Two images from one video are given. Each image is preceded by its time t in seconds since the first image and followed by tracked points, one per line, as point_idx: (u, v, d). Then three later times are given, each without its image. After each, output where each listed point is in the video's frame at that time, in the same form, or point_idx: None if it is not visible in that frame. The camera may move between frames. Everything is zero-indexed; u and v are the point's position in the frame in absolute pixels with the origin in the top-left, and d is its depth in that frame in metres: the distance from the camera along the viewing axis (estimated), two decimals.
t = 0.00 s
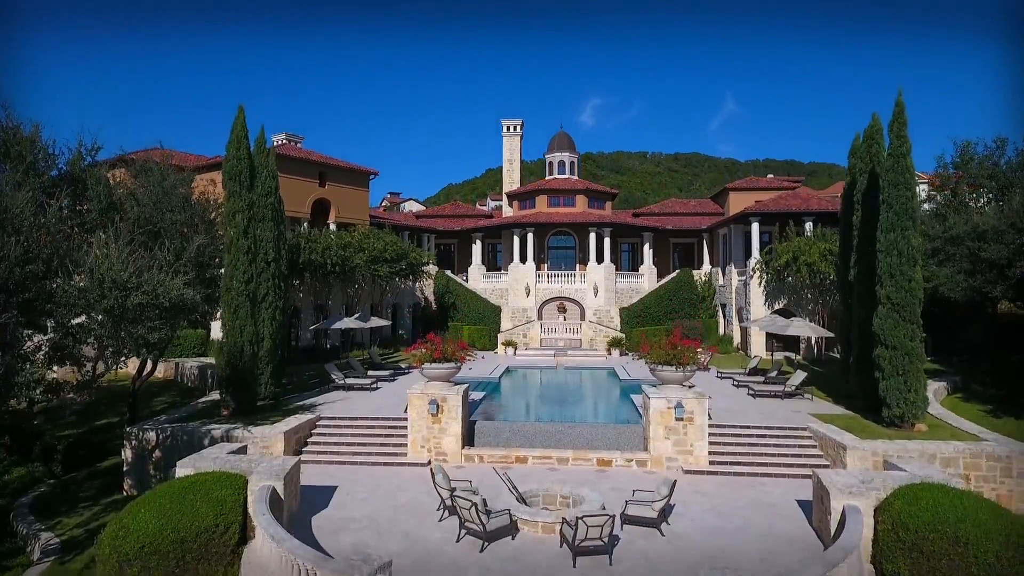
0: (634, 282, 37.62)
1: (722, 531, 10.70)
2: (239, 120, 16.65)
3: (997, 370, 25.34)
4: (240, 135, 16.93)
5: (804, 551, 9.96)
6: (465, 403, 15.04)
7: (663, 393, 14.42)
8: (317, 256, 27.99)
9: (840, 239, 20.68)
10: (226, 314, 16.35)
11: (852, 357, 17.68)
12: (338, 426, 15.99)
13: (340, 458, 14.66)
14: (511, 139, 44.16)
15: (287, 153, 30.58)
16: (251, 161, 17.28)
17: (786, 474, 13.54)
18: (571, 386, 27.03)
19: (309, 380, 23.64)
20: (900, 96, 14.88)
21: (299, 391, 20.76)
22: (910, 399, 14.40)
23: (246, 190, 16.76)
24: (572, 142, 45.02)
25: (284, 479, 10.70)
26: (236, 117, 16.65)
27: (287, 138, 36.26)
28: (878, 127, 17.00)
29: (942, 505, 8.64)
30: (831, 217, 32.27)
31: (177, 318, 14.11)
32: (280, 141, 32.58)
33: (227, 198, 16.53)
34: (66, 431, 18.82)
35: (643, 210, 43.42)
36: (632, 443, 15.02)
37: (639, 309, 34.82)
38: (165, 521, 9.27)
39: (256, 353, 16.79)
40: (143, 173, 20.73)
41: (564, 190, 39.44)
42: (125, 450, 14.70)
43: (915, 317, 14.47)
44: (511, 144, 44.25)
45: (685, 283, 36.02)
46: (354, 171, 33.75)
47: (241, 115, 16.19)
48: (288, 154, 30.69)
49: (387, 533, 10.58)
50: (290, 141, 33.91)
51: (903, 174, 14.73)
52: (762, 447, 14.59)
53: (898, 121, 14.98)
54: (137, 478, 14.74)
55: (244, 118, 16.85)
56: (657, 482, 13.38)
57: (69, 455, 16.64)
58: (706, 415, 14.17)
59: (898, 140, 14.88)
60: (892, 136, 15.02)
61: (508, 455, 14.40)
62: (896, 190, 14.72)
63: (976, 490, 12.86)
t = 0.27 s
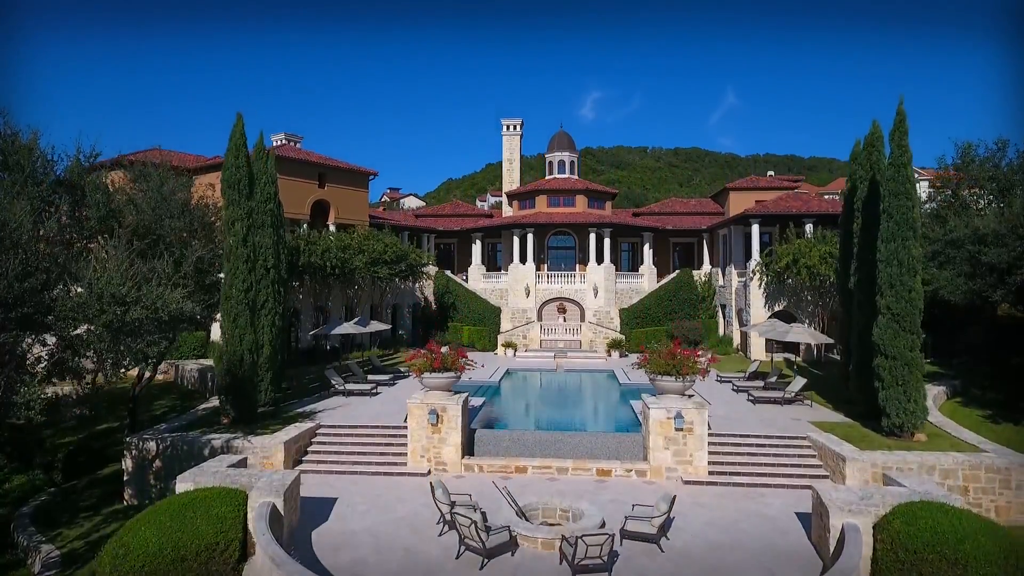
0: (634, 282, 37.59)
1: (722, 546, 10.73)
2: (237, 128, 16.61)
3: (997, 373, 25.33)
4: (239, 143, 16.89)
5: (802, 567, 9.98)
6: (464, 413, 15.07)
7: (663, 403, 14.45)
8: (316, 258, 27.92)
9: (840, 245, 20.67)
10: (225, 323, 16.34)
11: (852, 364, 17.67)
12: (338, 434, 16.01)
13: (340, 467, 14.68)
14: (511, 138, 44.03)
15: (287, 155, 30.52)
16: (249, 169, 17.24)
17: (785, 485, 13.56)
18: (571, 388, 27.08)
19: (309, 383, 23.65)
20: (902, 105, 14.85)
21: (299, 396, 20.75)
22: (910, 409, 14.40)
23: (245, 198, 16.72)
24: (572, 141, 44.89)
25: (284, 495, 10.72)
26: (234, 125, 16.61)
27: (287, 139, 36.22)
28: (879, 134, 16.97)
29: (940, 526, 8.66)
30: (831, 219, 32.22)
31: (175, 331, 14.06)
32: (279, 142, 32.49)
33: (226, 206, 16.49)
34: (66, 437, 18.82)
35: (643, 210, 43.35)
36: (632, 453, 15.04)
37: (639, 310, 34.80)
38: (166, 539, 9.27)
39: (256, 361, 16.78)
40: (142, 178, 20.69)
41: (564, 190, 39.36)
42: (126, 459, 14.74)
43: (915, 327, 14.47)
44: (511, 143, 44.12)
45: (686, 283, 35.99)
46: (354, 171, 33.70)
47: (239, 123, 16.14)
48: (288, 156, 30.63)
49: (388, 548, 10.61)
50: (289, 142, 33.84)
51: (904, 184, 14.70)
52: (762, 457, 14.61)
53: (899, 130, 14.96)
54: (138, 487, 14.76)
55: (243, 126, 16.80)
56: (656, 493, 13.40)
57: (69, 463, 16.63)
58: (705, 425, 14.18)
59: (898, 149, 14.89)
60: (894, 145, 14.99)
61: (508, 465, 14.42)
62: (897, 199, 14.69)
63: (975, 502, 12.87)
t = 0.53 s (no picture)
0: (634, 282, 37.52)
1: (721, 560, 10.76)
2: (237, 136, 16.59)
3: (997, 376, 25.33)
4: (238, 150, 16.87)
5: None
6: (465, 422, 15.10)
7: (663, 412, 14.48)
8: (316, 260, 27.91)
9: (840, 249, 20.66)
10: (225, 331, 16.35)
11: (851, 371, 17.69)
12: (338, 442, 16.03)
13: (340, 477, 14.70)
14: (511, 137, 43.93)
15: (286, 156, 30.45)
16: (249, 176, 17.22)
17: (785, 496, 13.58)
18: (571, 391, 27.06)
19: (309, 387, 23.64)
20: (904, 114, 14.81)
21: (299, 401, 20.76)
22: (910, 419, 14.42)
23: (244, 206, 16.71)
24: (572, 140, 44.78)
25: (285, 510, 10.75)
26: (234, 132, 16.58)
27: (287, 139, 36.12)
28: (880, 141, 16.93)
29: (940, 544, 8.67)
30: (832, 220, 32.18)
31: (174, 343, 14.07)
32: (279, 143, 32.44)
33: (226, 214, 16.48)
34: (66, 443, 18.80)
35: (643, 210, 43.29)
36: (632, 461, 15.06)
37: (638, 311, 34.78)
38: (168, 556, 9.25)
39: (256, 368, 16.77)
40: (142, 184, 20.67)
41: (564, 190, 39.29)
42: (126, 469, 14.74)
43: (915, 337, 14.48)
44: (511, 142, 44.02)
45: (686, 283, 35.97)
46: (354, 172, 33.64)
47: (239, 130, 16.12)
48: (287, 158, 30.57)
49: (388, 563, 10.63)
50: (288, 143, 33.78)
51: (905, 193, 14.68)
52: (762, 466, 14.64)
53: (901, 138, 14.94)
54: (138, 496, 14.78)
55: (242, 133, 16.78)
56: (656, 503, 13.42)
57: (70, 470, 16.64)
58: (705, 434, 14.20)
59: (899, 158, 14.86)
60: (895, 154, 14.98)
61: (508, 474, 14.45)
62: (897, 209, 14.68)
63: (974, 513, 12.89)
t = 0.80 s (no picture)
0: (634, 283, 37.41)
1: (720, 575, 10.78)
2: (236, 145, 16.54)
3: (997, 381, 25.30)
4: (236, 160, 16.80)
5: None
6: (464, 432, 15.12)
7: (662, 424, 14.50)
8: (316, 264, 27.90)
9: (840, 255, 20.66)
10: (225, 341, 16.34)
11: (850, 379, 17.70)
12: (338, 451, 16.05)
13: (340, 487, 14.73)
14: (511, 137, 43.82)
15: (286, 159, 30.40)
16: (247, 185, 17.17)
17: (783, 508, 13.61)
18: (571, 394, 27.06)
19: (309, 391, 23.67)
20: (904, 124, 14.76)
21: (299, 407, 20.77)
22: (909, 430, 14.44)
23: (243, 215, 16.67)
24: (572, 140, 44.68)
25: (284, 527, 10.77)
26: (233, 141, 16.52)
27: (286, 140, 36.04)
28: (880, 150, 16.88)
29: (939, 566, 8.68)
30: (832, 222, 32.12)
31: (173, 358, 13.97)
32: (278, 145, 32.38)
33: (225, 223, 16.43)
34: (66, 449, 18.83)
35: (643, 210, 43.25)
36: (631, 472, 15.08)
37: (638, 312, 34.75)
38: None
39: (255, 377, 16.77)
40: (141, 189, 20.61)
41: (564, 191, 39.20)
42: (126, 479, 14.75)
43: (915, 348, 14.49)
44: (511, 142, 43.92)
45: (686, 284, 35.93)
46: (353, 173, 33.57)
47: (238, 140, 16.07)
48: (286, 160, 30.52)
49: None
50: (288, 145, 33.72)
51: (904, 204, 14.66)
52: (761, 477, 14.67)
53: (901, 149, 14.89)
54: (138, 507, 14.80)
55: (240, 142, 16.73)
56: (655, 515, 13.45)
57: (70, 478, 16.67)
58: (704, 446, 14.22)
59: (899, 169, 14.82)
60: (895, 164, 14.93)
61: (507, 485, 14.46)
62: (897, 220, 14.65)
63: (973, 526, 12.90)
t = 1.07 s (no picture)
0: (634, 284, 37.27)
1: None
2: (235, 154, 16.54)
3: (995, 385, 25.31)
4: (236, 168, 16.79)
5: None
6: (464, 442, 15.17)
7: (661, 434, 14.56)
8: (316, 267, 27.89)
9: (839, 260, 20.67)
10: (225, 350, 16.40)
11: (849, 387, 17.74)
12: (338, 460, 16.10)
13: (340, 497, 14.78)
14: (511, 137, 43.73)
15: (285, 161, 30.36)
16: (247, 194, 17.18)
17: (782, 519, 13.66)
18: (571, 397, 27.07)
19: (309, 394, 23.73)
20: (904, 135, 14.71)
21: (299, 412, 20.79)
22: (908, 440, 14.49)
23: (243, 225, 16.69)
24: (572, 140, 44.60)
25: (284, 544, 10.82)
26: (232, 149, 16.52)
27: (285, 142, 35.92)
28: (880, 159, 16.84)
29: None
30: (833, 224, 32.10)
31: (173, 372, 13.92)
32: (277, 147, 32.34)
33: (225, 232, 16.45)
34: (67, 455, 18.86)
35: (642, 210, 43.22)
36: (630, 482, 15.14)
37: (638, 313, 34.73)
38: None
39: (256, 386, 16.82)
40: (141, 197, 20.67)
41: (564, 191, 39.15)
42: (127, 489, 14.80)
43: (914, 359, 14.52)
44: (511, 142, 43.83)
45: (686, 285, 35.92)
46: (353, 174, 33.52)
47: (237, 149, 16.06)
48: (286, 161, 30.48)
49: None
50: (288, 146, 33.67)
51: (904, 215, 14.66)
52: (760, 486, 14.72)
53: (900, 159, 14.87)
54: (139, 516, 14.85)
55: (239, 150, 16.73)
56: (654, 526, 13.51)
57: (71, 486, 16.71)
58: (703, 457, 14.26)
59: (899, 180, 14.77)
60: (895, 175, 14.91)
61: (507, 495, 14.52)
62: (897, 231, 14.65)
63: (970, 538, 12.94)
